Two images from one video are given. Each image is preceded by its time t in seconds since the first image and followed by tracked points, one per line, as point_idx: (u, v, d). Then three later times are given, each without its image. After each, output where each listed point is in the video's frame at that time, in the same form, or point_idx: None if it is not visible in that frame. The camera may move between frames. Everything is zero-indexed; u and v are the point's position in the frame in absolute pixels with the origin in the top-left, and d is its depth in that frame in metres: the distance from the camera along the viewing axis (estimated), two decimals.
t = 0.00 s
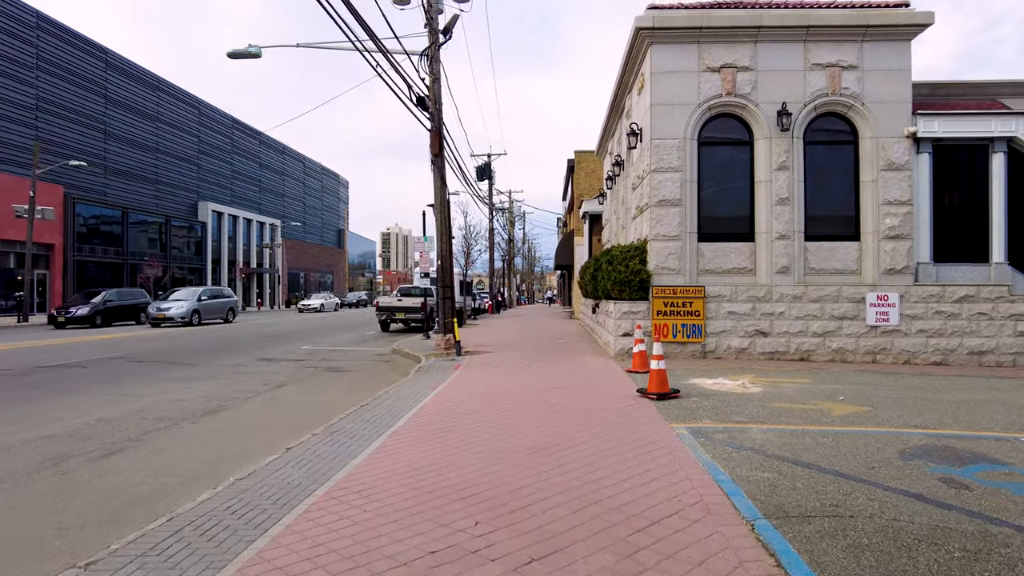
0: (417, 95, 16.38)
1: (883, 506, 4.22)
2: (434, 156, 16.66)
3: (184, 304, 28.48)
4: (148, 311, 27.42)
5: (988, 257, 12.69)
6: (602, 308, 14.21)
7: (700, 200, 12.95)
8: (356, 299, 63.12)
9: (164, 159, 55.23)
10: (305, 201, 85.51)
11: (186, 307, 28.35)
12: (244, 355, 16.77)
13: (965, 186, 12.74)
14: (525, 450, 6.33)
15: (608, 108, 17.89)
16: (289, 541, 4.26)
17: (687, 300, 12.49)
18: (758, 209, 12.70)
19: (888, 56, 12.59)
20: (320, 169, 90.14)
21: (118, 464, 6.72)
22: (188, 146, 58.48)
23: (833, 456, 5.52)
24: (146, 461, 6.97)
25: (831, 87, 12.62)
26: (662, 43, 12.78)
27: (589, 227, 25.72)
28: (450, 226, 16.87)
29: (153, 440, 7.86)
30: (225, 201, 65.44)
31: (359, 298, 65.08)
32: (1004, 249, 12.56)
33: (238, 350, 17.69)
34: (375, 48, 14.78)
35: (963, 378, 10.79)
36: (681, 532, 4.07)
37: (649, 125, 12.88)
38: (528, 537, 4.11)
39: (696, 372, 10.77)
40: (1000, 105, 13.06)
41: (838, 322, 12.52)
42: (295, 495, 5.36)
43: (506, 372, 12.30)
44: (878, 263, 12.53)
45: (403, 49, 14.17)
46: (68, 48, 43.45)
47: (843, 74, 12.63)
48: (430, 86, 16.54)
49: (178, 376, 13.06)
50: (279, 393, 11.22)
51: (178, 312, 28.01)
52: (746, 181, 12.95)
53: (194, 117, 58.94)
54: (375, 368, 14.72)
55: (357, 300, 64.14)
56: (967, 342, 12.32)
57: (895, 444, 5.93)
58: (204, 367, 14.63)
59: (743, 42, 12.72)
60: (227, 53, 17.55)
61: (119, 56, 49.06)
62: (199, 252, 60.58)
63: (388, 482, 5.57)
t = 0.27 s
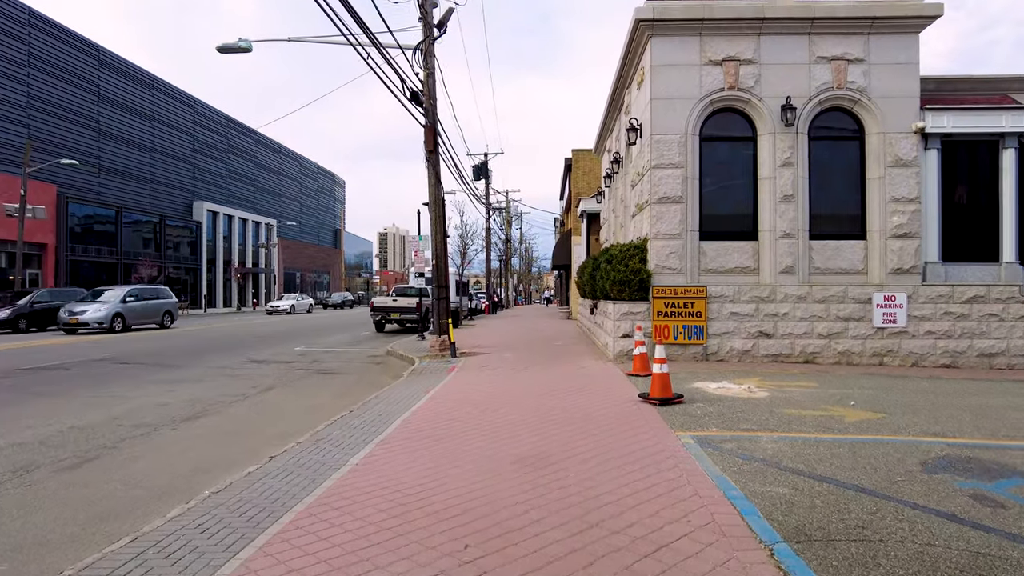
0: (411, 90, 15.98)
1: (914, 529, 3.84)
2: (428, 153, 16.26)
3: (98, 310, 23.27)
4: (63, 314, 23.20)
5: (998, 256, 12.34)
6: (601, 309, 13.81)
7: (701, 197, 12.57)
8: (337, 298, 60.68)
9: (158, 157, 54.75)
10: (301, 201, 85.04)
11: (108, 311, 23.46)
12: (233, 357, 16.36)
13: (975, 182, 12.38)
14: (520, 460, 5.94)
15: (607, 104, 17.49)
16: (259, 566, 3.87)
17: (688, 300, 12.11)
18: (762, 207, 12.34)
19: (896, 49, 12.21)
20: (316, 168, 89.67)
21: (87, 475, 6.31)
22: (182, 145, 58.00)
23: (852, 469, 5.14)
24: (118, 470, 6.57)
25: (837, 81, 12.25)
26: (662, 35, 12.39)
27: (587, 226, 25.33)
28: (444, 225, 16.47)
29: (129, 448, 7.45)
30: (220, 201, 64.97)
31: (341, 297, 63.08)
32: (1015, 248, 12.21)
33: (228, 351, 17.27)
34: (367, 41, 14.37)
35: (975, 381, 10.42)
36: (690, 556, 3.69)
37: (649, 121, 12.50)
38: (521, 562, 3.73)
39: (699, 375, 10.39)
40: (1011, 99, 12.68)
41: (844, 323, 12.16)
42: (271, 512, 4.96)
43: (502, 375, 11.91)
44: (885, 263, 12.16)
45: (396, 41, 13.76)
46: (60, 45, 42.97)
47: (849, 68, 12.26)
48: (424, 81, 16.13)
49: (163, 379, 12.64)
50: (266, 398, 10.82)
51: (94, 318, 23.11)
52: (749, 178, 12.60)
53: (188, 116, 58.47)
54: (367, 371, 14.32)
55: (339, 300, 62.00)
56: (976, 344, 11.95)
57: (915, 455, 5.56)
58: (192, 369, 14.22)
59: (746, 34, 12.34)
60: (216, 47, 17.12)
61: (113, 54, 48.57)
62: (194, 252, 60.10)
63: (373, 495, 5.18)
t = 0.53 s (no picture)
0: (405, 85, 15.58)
1: (950, 558, 3.46)
2: (422, 149, 15.87)
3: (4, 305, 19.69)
4: None
5: (1009, 255, 11.98)
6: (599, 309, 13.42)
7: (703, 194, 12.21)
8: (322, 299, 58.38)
9: (153, 157, 54.28)
10: (298, 200, 84.60)
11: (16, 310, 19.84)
12: (223, 358, 15.97)
13: (985, 179, 12.02)
14: (515, 473, 5.56)
15: (605, 100, 17.11)
16: None
17: (689, 301, 11.71)
18: (765, 204, 11.98)
19: (904, 42, 11.84)
20: (312, 168, 89.21)
21: (53, 488, 5.91)
22: (177, 144, 57.53)
23: (873, 483, 4.76)
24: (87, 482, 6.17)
25: (843, 74, 11.89)
26: (663, 27, 12.02)
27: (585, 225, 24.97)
28: (439, 224, 16.08)
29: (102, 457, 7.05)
30: (215, 200, 64.53)
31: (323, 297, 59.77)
32: None
33: (218, 353, 16.85)
34: (360, 35, 13.97)
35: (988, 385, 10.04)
36: None
37: (649, 115, 12.13)
38: None
39: (702, 379, 10.01)
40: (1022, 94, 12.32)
41: (850, 324, 11.79)
42: (244, 532, 4.57)
43: (496, 378, 11.52)
44: (893, 262, 11.79)
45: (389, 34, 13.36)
46: (52, 43, 42.49)
47: (855, 61, 11.90)
48: (418, 75, 15.73)
49: (148, 383, 12.24)
50: (253, 402, 10.42)
51: None
52: (752, 175, 12.23)
53: (184, 114, 58.00)
54: (359, 373, 13.94)
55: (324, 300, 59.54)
56: (987, 346, 11.59)
57: (939, 468, 5.18)
58: (179, 372, 13.81)
59: (750, 27, 11.97)
60: (206, 41, 16.70)
61: (107, 52, 48.09)
62: (189, 252, 59.64)
63: (355, 513, 4.79)
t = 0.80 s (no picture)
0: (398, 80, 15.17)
1: None
2: (416, 146, 15.46)
3: None
4: None
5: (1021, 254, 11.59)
6: (598, 310, 13.02)
7: (704, 192, 11.80)
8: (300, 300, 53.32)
9: (147, 155, 53.81)
10: (295, 199, 84.17)
11: None
12: (213, 360, 15.58)
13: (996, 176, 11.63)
14: (507, 488, 5.16)
15: (604, 95, 16.71)
16: None
17: (691, 302, 11.30)
18: (770, 202, 11.59)
19: (913, 33, 11.44)
20: (309, 167, 88.78)
21: (12, 504, 5.51)
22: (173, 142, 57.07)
23: (896, 503, 4.36)
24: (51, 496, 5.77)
25: (850, 67, 11.50)
26: (664, 17, 11.61)
27: (584, 224, 24.56)
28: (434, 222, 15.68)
29: (72, 468, 6.66)
30: (211, 200, 64.11)
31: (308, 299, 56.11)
32: None
33: (207, 355, 16.45)
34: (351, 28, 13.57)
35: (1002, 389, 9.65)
36: None
37: (649, 110, 11.72)
38: None
39: (705, 383, 9.61)
40: None
41: (857, 326, 11.39)
42: (207, 558, 4.13)
43: (491, 381, 11.11)
44: (901, 262, 11.40)
45: (381, 27, 12.95)
46: (44, 40, 42.01)
47: (863, 54, 11.50)
48: (412, 70, 15.32)
49: (131, 386, 11.85)
50: (237, 408, 10.01)
51: None
52: (756, 171, 11.83)
53: (179, 113, 57.54)
54: (351, 376, 13.55)
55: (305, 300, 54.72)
56: (999, 348, 11.19)
57: (966, 484, 4.77)
58: (165, 375, 13.40)
59: (754, 18, 11.57)
60: (195, 36, 16.28)
61: (101, 50, 47.62)
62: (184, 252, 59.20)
63: (330, 535, 4.39)
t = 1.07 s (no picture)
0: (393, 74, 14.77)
1: None
2: (411, 142, 15.06)
3: None
4: None
5: None
6: (597, 310, 12.63)
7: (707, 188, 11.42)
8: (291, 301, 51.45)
9: (143, 154, 53.36)
10: (291, 199, 83.77)
11: None
12: (202, 362, 15.18)
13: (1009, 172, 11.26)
14: (501, 503, 4.76)
15: (604, 91, 16.34)
16: None
17: (694, 303, 10.92)
18: (775, 199, 11.22)
19: (924, 25, 11.07)
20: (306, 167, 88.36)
21: None
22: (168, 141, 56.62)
23: (928, 523, 3.97)
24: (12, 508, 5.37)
25: (858, 60, 11.12)
26: (666, 8, 11.23)
27: (582, 223, 24.18)
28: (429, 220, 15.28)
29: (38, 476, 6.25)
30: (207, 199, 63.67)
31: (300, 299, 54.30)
32: None
33: (196, 357, 16.03)
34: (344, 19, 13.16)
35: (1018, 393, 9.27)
36: None
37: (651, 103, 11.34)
38: None
39: (709, 386, 9.22)
40: None
41: (866, 327, 11.01)
42: None
43: (487, 384, 10.72)
44: (911, 261, 11.02)
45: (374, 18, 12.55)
46: (38, 36, 41.52)
47: (871, 45, 11.13)
48: (407, 64, 14.92)
49: (115, 388, 11.45)
50: (223, 411, 9.62)
51: None
52: (761, 167, 11.46)
53: (175, 111, 57.07)
54: (343, 378, 13.16)
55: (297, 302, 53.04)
56: (1013, 350, 10.81)
57: (1000, 500, 4.39)
58: (150, 377, 12.98)
59: (760, 8, 11.19)
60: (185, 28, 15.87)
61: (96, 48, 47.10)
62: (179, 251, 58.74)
63: (308, 556, 3.99)
